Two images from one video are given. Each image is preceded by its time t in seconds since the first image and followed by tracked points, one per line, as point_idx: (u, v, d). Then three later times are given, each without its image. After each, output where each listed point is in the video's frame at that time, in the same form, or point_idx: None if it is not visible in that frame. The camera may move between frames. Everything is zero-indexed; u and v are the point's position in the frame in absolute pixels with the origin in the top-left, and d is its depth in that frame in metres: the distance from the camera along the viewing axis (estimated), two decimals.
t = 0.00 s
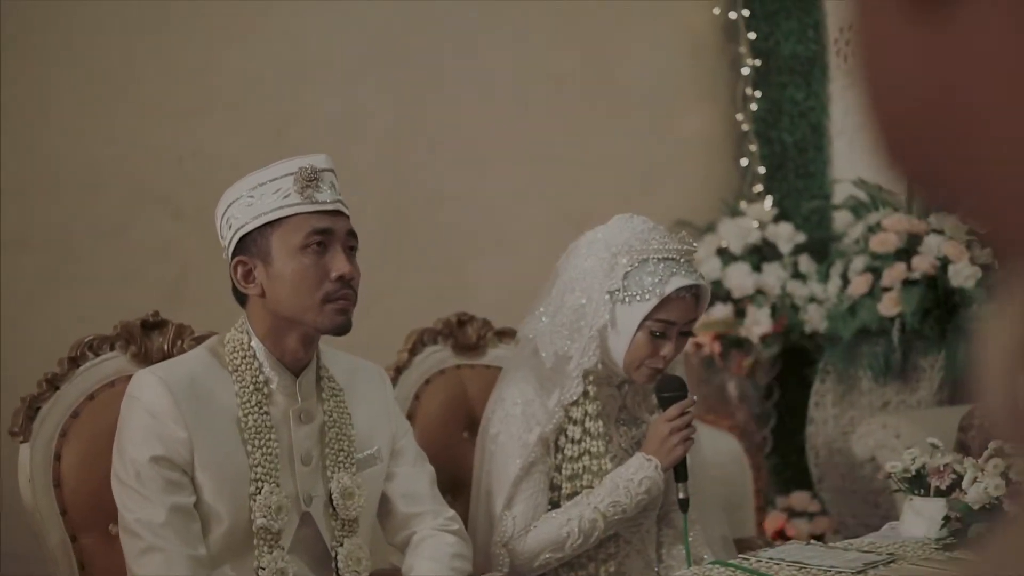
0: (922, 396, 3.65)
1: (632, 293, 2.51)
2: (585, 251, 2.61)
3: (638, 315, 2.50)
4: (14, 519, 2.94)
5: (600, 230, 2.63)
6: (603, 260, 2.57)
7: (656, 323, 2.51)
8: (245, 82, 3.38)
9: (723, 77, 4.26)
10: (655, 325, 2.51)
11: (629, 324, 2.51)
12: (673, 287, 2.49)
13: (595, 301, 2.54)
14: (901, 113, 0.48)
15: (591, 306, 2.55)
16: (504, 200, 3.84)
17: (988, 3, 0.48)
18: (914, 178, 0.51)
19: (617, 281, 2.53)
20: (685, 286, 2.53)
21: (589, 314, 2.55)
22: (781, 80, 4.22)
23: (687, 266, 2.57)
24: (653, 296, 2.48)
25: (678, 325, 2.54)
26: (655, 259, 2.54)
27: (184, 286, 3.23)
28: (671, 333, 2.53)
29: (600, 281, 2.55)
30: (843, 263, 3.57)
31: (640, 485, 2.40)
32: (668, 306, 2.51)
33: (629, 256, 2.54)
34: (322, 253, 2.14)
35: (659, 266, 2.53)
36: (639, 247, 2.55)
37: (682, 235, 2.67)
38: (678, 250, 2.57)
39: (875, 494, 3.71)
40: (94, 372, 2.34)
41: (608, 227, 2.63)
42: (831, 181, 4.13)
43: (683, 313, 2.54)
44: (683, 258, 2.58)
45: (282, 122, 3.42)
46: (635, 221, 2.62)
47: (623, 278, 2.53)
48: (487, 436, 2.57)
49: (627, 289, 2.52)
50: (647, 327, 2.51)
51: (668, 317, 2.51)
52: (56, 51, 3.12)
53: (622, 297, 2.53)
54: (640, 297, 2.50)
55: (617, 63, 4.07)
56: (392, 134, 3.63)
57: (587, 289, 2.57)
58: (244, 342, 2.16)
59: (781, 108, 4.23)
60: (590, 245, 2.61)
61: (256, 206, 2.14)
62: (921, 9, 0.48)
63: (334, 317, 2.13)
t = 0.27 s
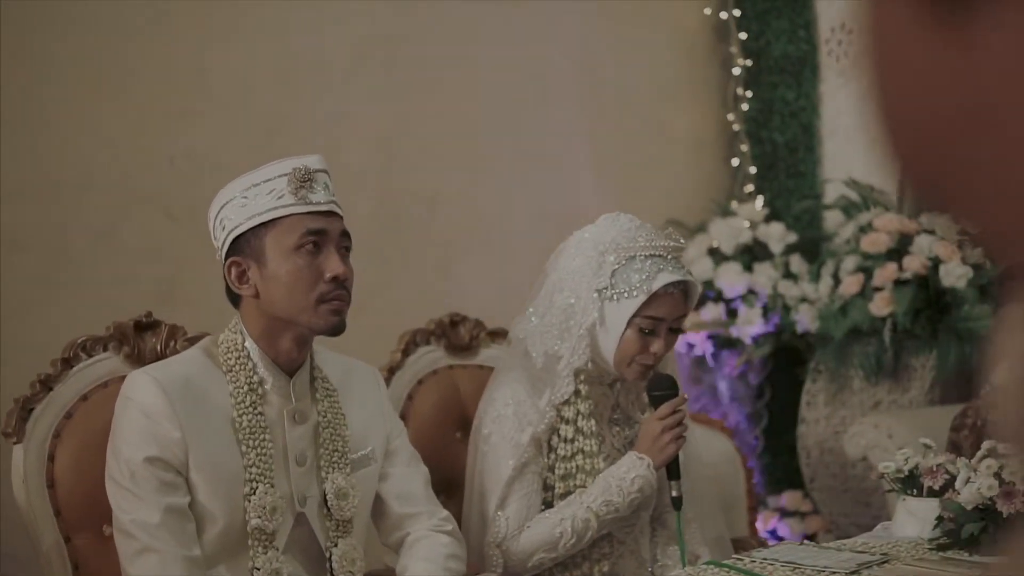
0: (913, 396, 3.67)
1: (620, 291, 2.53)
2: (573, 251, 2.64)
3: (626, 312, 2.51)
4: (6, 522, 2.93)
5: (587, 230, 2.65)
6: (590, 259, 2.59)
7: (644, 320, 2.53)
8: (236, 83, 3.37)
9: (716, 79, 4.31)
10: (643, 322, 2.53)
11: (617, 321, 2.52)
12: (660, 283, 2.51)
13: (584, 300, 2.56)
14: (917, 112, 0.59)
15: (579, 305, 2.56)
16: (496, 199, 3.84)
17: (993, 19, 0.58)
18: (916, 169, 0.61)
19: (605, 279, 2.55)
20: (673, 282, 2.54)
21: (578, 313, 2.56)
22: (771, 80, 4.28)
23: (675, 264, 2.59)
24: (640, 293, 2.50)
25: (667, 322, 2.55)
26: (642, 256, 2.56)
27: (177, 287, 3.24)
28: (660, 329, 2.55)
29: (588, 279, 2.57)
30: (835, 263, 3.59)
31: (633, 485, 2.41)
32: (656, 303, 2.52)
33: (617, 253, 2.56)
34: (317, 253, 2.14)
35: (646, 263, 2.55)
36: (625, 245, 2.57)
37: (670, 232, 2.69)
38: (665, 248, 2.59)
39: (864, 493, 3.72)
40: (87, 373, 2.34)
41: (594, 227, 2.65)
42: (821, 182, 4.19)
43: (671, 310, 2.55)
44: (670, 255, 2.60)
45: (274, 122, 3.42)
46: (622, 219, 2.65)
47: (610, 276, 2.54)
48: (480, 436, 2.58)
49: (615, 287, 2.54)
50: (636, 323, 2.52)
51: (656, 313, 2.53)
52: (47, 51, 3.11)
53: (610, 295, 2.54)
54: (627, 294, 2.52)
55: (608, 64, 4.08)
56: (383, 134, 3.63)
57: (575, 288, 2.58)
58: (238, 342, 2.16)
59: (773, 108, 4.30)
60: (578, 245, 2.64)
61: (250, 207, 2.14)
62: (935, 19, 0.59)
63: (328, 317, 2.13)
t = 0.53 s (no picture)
0: (911, 395, 3.67)
1: (603, 281, 2.54)
2: (557, 250, 2.66)
3: (610, 301, 2.53)
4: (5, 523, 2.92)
5: (570, 229, 2.68)
6: (574, 253, 2.61)
7: (629, 308, 2.55)
8: (235, 82, 3.37)
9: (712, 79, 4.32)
10: (628, 310, 2.55)
11: (602, 311, 2.54)
12: (641, 270, 2.53)
13: (569, 294, 2.57)
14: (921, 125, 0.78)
15: (565, 300, 2.58)
16: (494, 198, 3.85)
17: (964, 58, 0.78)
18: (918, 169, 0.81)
19: (587, 271, 2.56)
20: (654, 269, 2.56)
21: (564, 307, 2.58)
22: (767, 80, 4.27)
23: (655, 251, 2.60)
24: (622, 281, 2.52)
25: (653, 310, 2.57)
26: (623, 245, 2.58)
27: (177, 286, 3.24)
28: (645, 317, 2.56)
29: (572, 271, 2.58)
30: (831, 262, 3.62)
31: (627, 481, 2.42)
32: (639, 290, 2.54)
33: (598, 245, 2.58)
34: (318, 253, 2.14)
35: (626, 251, 2.56)
36: (605, 236, 2.59)
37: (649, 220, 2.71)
38: (644, 236, 2.61)
39: (863, 493, 3.74)
40: (88, 373, 2.33)
41: (575, 226, 2.69)
42: (817, 181, 4.18)
43: (656, 297, 2.57)
44: (650, 243, 2.61)
45: (273, 122, 3.42)
46: (603, 215, 2.68)
47: (593, 267, 2.56)
48: (474, 432, 2.59)
49: (598, 278, 2.55)
50: (621, 312, 2.54)
51: (640, 300, 2.54)
52: (45, 50, 3.09)
53: (594, 287, 2.56)
54: (610, 284, 2.54)
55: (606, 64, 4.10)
56: (382, 134, 3.63)
57: (561, 283, 2.60)
58: (241, 341, 2.17)
59: (769, 108, 4.29)
60: (561, 244, 2.67)
61: (252, 206, 2.14)
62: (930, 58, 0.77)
63: (330, 317, 2.13)
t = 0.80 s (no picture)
0: (906, 393, 3.68)
1: (595, 279, 2.56)
2: (547, 246, 2.67)
3: (603, 298, 2.55)
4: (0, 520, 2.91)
5: (560, 227, 2.69)
6: (565, 251, 2.62)
7: (620, 306, 2.56)
8: (232, 80, 3.37)
9: (707, 79, 4.30)
10: (619, 308, 2.56)
11: (592, 308, 2.55)
12: (634, 269, 2.55)
13: (560, 290, 2.59)
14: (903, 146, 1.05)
15: (555, 296, 2.59)
16: (490, 197, 3.85)
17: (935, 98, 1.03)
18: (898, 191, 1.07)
19: (579, 267, 2.58)
20: (646, 268, 2.59)
21: (553, 302, 2.59)
22: (762, 79, 4.24)
23: (647, 251, 2.63)
24: (615, 279, 2.54)
25: (642, 308, 2.59)
26: (615, 245, 2.59)
27: (172, 284, 3.22)
28: (635, 315, 2.58)
29: (563, 269, 2.60)
30: (827, 262, 3.66)
31: (610, 480, 2.43)
32: (630, 288, 2.56)
33: (591, 243, 2.59)
34: (318, 249, 2.13)
35: (619, 251, 2.58)
36: (598, 235, 2.60)
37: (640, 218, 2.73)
38: (635, 235, 2.63)
39: (857, 491, 3.76)
40: (87, 370, 2.33)
41: (567, 222, 2.69)
42: (813, 180, 4.17)
43: (645, 295, 2.59)
44: (641, 242, 2.63)
45: (269, 120, 3.42)
46: (592, 214, 2.70)
47: (585, 264, 2.57)
48: (462, 425, 2.63)
49: (589, 275, 2.57)
50: (612, 310, 2.56)
51: (632, 299, 2.56)
52: (39, 49, 3.09)
53: (585, 284, 2.57)
54: (602, 281, 2.56)
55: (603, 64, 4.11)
56: (379, 133, 3.62)
57: (553, 279, 2.61)
58: (240, 337, 2.17)
59: (765, 108, 4.24)
60: (551, 241, 2.68)
61: (251, 203, 2.13)
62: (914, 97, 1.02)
63: (330, 313, 2.14)
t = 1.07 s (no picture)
0: (896, 392, 3.70)
1: (581, 274, 2.60)
2: (530, 248, 2.70)
3: (591, 293, 2.58)
4: None
5: (539, 231, 2.73)
6: (548, 251, 2.65)
7: (609, 300, 2.59)
8: (225, 77, 3.36)
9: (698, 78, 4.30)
10: (608, 301, 2.59)
11: (580, 304, 2.59)
12: (620, 262, 2.59)
13: (547, 289, 2.61)
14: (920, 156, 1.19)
15: (541, 294, 2.61)
16: (482, 196, 3.85)
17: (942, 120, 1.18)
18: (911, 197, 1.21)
19: (564, 266, 2.61)
20: (630, 261, 2.63)
21: (538, 300, 2.61)
22: (753, 78, 4.27)
23: (630, 246, 2.66)
24: (602, 273, 2.58)
25: (630, 301, 2.63)
26: (598, 240, 2.63)
27: (164, 282, 3.21)
28: (622, 309, 2.62)
29: (548, 267, 2.63)
30: (817, 260, 3.66)
31: (596, 481, 2.45)
32: (617, 282, 2.60)
33: (573, 241, 2.63)
34: (321, 251, 2.13)
35: (603, 245, 2.62)
36: (581, 233, 2.64)
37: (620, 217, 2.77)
38: (617, 231, 2.66)
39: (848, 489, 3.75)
40: (81, 367, 2.32)
41: (547, 226, 2.73)
42: (802, 180, 4.20)
43: (632, 290, 2.63)
44: (624, 238, 2.67)
45: (262, 117, 3.40)
46: (572, 217, 2.73)
47: (570, 262, 2.61)
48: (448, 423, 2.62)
49: (576, 271, 2.60)
50: (601, 304, 2.59)
51: (619, 292, 2.60)
52: (38, 49, 3.09)
53: (571, 281, 2.61)
54: (589, 276, 2.59)
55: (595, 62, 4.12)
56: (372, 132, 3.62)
57: (537, 279, 2.64)
58: (238, 334, 2.16)
59: (754, 107, 4.27)
60: (533, 243, 2.70)
61: (257, 201, 2.13)
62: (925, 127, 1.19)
63: (330, 316, 2.13)
